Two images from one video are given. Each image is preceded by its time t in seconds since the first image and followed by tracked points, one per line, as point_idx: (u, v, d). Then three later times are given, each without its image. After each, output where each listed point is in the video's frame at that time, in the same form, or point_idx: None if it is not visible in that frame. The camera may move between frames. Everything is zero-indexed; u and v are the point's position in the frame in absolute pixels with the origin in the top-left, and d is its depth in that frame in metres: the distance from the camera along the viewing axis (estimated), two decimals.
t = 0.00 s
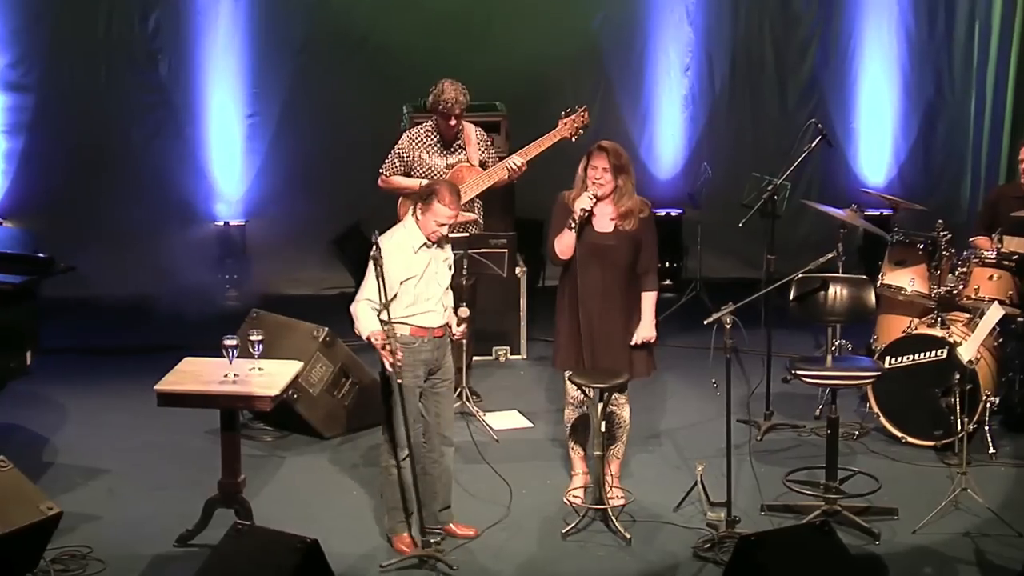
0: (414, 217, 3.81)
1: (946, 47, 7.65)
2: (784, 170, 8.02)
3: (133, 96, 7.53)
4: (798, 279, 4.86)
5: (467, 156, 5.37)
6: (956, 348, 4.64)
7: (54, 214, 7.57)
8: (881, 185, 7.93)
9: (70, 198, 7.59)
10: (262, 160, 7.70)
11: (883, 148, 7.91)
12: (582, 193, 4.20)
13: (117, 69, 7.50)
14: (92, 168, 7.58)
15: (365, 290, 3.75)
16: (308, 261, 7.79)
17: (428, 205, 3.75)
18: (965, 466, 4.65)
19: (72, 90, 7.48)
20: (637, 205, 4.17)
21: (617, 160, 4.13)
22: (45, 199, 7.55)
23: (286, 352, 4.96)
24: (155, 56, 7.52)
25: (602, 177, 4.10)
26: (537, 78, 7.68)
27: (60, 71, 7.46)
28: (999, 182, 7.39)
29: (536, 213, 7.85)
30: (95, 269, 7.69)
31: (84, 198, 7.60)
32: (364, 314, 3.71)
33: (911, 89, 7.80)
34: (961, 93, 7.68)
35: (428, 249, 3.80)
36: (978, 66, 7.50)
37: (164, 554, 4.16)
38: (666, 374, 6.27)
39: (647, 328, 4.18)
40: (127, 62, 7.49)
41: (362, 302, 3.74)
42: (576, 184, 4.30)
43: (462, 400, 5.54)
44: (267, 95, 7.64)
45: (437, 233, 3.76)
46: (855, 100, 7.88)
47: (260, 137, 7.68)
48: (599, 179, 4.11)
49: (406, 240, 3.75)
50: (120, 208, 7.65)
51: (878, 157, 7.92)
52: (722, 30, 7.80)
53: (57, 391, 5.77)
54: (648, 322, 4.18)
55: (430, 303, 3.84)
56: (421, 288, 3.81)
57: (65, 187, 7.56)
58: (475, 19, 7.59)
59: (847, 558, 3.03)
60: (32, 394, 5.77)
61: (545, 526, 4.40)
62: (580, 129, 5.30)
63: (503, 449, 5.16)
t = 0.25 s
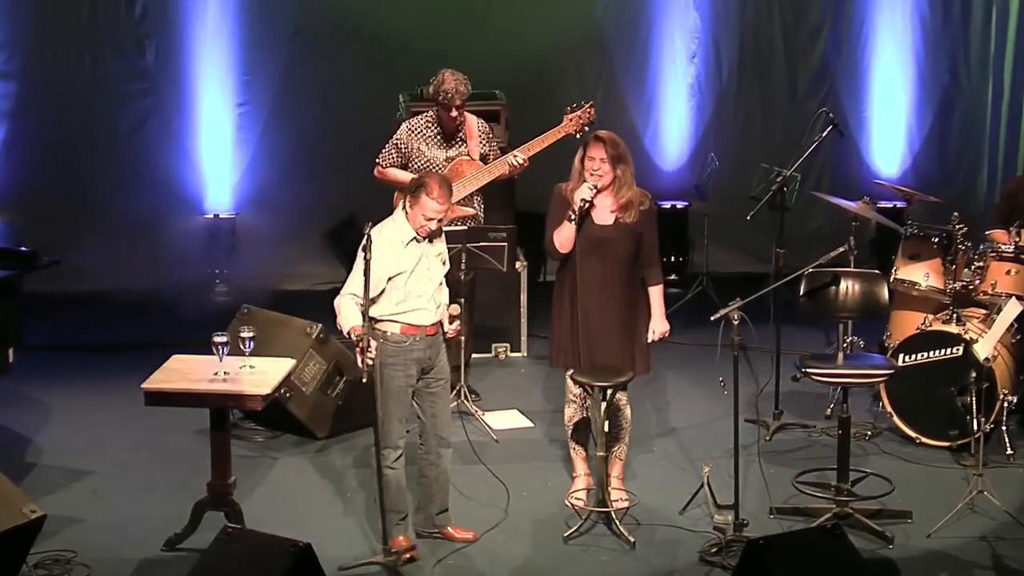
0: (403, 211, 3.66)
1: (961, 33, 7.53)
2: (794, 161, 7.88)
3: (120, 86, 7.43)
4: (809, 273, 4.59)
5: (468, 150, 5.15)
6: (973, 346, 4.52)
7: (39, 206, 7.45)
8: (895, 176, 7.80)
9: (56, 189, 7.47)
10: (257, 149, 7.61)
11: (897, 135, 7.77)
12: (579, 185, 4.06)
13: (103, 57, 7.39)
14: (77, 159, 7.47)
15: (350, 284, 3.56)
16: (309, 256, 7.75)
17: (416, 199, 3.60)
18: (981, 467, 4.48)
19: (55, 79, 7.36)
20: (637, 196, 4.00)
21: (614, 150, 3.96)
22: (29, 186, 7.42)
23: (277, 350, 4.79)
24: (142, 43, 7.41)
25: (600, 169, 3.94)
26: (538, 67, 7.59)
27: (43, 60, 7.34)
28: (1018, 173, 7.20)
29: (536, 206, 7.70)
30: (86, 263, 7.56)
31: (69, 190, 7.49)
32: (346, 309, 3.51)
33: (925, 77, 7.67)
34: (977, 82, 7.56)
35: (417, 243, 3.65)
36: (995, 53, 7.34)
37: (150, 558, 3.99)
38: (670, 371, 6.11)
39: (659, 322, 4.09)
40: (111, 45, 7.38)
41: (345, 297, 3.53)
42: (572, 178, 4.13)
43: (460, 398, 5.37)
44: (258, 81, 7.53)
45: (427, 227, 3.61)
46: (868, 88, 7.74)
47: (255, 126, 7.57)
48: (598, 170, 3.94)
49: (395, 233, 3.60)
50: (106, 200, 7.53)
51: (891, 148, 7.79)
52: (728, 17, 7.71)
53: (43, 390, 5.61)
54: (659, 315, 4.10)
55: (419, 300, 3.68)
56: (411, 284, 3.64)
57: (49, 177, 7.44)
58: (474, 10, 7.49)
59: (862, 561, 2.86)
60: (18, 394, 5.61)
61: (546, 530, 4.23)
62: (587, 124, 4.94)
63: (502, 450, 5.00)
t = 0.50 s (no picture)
0: (398, 208, 3.50)
1: (979, 23, 7.38)
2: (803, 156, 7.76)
3: (106, 77, 7.28)
4: (818, 272, 4.41)
5: (469, 148, 4.89)
6: (990, 346, 4.35)
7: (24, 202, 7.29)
8: (909, 171, 7.63)
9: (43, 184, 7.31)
10: (249, 143, 7.46)
11: (911, 124, 7.61)
12: (578, 182, 3.88)
13: (88, 47, 7.24)
14: (65, 154, 7.31)
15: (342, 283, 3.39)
16: (307, 254, 7.60)
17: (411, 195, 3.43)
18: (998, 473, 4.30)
19: (37, 72, 7.20)
20: (639, 190, 3.84)
21: (613, 145, 3.80)
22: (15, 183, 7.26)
23: (269, 352, 4.63)
24: (128, 34, 7.27)
25: (599, 166, 3.76)
26: (540, 58, 7.44)
27: (26, 54, 7.18)
28: None
29: (536, 202, 7.56)
30: (75, 261, 7.43)
31: (54, 185, 7.32)
32: (336, 309, 3.33)
33: (941, 69, 7.52)
34: (994, 73, 7.39)
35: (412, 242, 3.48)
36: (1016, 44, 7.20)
37: (136, 568, 3.82)
38: (675, 372, 5.95)
39: (659, 317, 3.90)
40: (98, 38, 7.23)
41: (336, 297, 3.35)
42: (570, 176, 3.95)
43: (458, 400, 5.21)
44: (248, 74, 7.40)
45: (422, 224, 3.44)
46: (882, 80, 7.59)
47: (246, 120, 7.43)
48: (598, 167, 3.77)
49: (389, 232, 3.44)
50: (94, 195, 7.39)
51: (905, 141, 7.63)
52: (737, 7, 7.58)
53: (30, 393, 5.45)
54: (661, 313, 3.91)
55: (414, 299, 3.51)
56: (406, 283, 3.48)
57: (34, 172, 7.27)
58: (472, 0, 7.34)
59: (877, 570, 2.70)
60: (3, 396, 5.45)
61: (547, 538, 4.06)
62: (593, 126, 4.74)
63: (502, 454, 4.83)
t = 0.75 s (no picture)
0: (392, 207, 3.35)
1: (995, 14, 7.18)
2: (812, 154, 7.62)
3: (90, 71, 7.17)
4: (829, 273, 4.21)
5: (468, 141, 4.72)
6: (1008, 349, 4.22)
7: (10, 199, 7.20)
8: (924, 168, 7.45)
9: (30, 183, 7.22)
10: (240, 138, 7.32)
11: (926, 118, 7.43)
12: (576, 179, 3.73)
13: (72, 40, 7.13)
14: (50, 150, 7.22)
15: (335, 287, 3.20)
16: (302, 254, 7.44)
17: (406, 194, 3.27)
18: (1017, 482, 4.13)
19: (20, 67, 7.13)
20: (640, 185, 3.69)
21: (613, 140, 3.66)
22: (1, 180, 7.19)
23: (259, 356, 4.45)
24: (113, 25, 7.15)
25: (598, 162, 3.62)
26: (540, 49, 7.28)
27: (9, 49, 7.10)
28: None
29: (536, 201, 7.41)
30: (64, 260, 7.33)
31: (40, 179, 7.23)
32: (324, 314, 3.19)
33: (957, 63, 7.34)
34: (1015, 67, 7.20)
35: (407, 243, 3.32)
36: None
37: None
38: (680, 377, 5.79)
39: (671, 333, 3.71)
40: (81, 31, 7.12)
41: (325, 303, 3.20)
42: (567, 173, 3.79)
43: (456, 407, 5.05)
44: (239, 68, 7.26)
45: (417, 224, 3.28)
46: (895, 76, 7.43)
47: (238, 114, 7.30)
48: (598, 163, 3.62)
49: (382, 232, 3.29)
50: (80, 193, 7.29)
51: (920, 138, 7.45)
52: None
53: (16, 398, 5.30)
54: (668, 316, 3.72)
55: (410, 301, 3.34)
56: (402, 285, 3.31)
57: (18, 168, 7.20)
58: None
59: None
60: None
61: (548, 550, 3.89)
62: (596, 117, 4.58)
63: (502, 462, 4.67)
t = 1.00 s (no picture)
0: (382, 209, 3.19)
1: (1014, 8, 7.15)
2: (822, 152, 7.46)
3: (76, 65, 7.04)
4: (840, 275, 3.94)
5: (467, 137, 4.57)
6: None
7: None
8: (940, 167, 7.34)
9: (19, 182, 7.09)
10: (231, 135, 7.17)
11: (942, 115, 7.32)
12: (576, 177, 3.57)
13: (58, 34, 7.02)
14: (35, 147, 7.08)
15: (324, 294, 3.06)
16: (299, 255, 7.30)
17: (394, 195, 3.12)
18: None
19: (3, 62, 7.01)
20: (640, 182, 3.53)
21: (614, 136, 3.51)
22: None
23: (250, 362, 4.29)
24: (99, 18, 7.02)
25: (597, 160, 3.46)
26: (542, 43, 7.12)
27: None
28: None
29: (536, 200, 7.27)
30: (54, 260, 7.18)
31: (29, 176, 7.10)
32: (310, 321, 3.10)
33: (974, 59, 7.26)
34: None
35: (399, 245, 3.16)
36: None
37: None
38: (685, 382, 5.64)
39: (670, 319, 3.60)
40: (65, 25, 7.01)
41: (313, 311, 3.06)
42: (565, 171, 3.63)
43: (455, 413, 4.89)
44: (232, 64, 7.11)
45: (405, 226, 3.12)
46: (911, 72, 7.30)
47: (229, 109, 7.15)
48: (598, 160, 3.46)
49: (370, 235, 3.13)
50: (68, 190, 7.15)
51: (936, 135, 7.34)
52: None
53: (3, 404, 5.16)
54: (670, 313, 3.61)
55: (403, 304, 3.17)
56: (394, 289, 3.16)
57: (5, 165, 7.06)
58: None
59: None
60: None
61: (550, 563, 3.73)
62: (598, 107, 4.42)
63: (502, 471, 4.51)
